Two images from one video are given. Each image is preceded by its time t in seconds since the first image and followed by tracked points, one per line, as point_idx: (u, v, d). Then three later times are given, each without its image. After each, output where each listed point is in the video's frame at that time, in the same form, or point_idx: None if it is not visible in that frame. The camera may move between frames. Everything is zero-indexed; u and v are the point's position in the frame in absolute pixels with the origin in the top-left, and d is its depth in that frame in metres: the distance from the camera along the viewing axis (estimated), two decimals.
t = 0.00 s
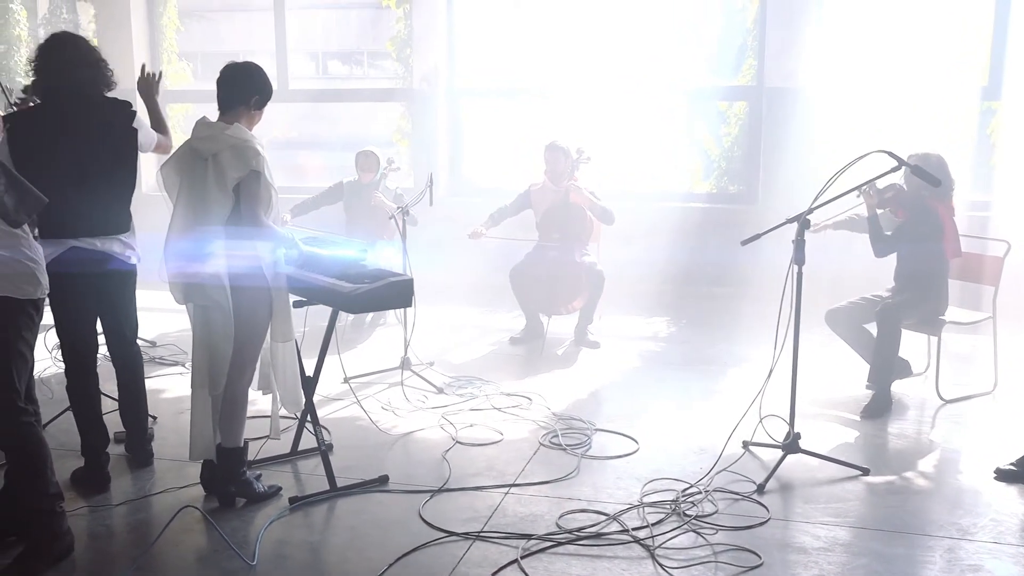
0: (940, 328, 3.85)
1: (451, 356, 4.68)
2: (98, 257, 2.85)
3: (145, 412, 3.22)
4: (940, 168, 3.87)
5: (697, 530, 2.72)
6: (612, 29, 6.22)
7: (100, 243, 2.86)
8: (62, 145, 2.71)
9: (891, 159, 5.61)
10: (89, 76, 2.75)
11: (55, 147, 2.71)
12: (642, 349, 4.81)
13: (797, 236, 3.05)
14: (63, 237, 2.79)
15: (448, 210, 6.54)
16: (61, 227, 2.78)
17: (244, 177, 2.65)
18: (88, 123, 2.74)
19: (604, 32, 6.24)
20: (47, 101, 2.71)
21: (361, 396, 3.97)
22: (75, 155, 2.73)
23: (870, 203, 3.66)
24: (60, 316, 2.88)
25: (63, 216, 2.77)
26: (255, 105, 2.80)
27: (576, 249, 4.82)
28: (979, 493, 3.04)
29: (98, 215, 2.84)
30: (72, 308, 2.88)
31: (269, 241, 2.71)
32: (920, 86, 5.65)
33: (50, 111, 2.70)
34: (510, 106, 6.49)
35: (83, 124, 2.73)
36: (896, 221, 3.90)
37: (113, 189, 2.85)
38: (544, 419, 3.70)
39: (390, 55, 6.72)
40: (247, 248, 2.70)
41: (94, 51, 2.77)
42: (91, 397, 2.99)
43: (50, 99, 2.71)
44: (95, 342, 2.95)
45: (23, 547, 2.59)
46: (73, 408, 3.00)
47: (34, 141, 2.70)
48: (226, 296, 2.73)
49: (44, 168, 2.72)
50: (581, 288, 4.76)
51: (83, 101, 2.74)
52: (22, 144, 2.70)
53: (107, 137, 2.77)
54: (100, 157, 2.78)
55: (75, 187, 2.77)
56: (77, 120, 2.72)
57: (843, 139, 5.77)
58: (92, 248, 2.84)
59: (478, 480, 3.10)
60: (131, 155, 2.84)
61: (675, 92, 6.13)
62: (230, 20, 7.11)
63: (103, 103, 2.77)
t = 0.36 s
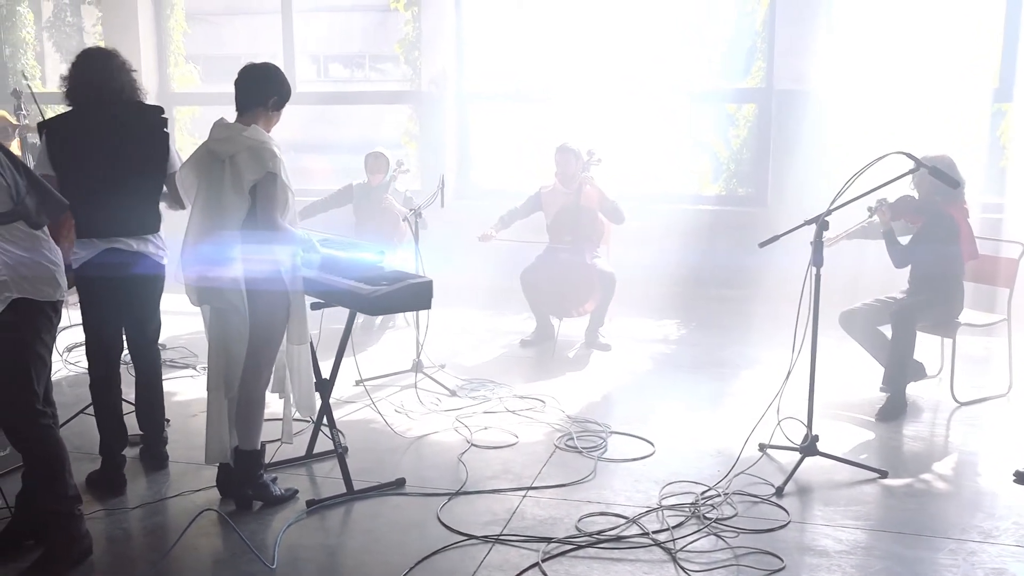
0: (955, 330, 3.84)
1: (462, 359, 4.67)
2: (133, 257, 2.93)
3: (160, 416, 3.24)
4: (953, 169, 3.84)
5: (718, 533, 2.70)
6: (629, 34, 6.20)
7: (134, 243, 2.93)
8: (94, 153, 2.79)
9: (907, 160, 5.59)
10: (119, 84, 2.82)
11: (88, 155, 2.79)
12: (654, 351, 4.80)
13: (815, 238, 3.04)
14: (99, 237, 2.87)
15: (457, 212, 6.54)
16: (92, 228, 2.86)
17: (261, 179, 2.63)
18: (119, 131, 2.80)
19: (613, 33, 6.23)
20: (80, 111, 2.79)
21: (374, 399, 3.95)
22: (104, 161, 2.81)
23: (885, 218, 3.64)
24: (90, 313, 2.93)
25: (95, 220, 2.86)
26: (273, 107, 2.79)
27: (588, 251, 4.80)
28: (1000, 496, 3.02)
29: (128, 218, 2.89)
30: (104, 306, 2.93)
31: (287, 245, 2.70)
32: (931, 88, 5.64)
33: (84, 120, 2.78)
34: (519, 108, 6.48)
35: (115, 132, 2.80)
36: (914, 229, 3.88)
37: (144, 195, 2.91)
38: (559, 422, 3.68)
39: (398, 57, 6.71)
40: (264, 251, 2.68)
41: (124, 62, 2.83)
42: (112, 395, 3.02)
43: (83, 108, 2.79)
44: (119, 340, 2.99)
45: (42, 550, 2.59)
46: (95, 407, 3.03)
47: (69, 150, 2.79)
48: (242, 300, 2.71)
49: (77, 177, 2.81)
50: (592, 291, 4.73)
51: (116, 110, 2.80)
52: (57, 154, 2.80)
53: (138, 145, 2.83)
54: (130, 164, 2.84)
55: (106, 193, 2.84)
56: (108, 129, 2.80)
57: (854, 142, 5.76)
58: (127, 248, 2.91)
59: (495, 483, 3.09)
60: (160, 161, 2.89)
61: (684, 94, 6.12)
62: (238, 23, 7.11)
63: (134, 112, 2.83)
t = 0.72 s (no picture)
0: (974, 335, 3.82)
1: (475, 364, 4.65)
2: (162, 256, 2.95)
3: (178, 424, 3.21)
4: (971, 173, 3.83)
5: (742, 542, 2.68)
6: (639, 39, 6.20)
7: (164, 243, 2.97)
8: (129, 157, 2.84)
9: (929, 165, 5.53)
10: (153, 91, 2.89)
11: (123, 160, 2.84)
12: (667, 357, 4.78)
13: (836, 243, 3.02)
14: (130, 236, 2.91)
15: (466, 218, 6.53)
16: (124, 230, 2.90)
17: (284, 184, 2.61)
18: (154, 136, 2.86)
19: (623, 38, 6.22)
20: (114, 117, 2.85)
21: (389, 405, 3.93)
22: (140, 166, 2.86)
23: (902, 218, 3.63)
24: (116, 314, 2.95)
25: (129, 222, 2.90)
26: (289, 110, 2.71)
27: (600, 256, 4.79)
28: None
29: (159, 222, 2.94)
30: (133, 307, 2.95)
31: (308, 250, 2.69)
32: (943, 91, 5.62)
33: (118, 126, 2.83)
34: (529, 114, 6.47)
35: (150, 138, 2.86)
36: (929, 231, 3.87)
37: (172, 197, 2.94)
38: (575, 428, 3.67)
39: (406, 62, 6.70)
40: (286, 258, 2.68)
41: (156, 70, 2.90)
42: (131, 401, 3.01)
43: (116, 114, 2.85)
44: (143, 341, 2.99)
45: (61, 558, 2.56)
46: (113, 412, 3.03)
47: (100, 152, 2.83)
48: (264, 307, 2.70)
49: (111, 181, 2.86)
50: (603, 297, 4.71)
51: (149, 116, 2.86)
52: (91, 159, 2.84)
53: (172, 150, 2.89)
54: (163, 168, 2.90)
55: (134, 195, 2.88)
56: (143, 134, 2.85)
57: (866, 147, 5.75)
58: (157, 248, 2.94)
59: (514, 490, 3.07)
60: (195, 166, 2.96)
61: (693, 100, 6.12)
62: (245, 28, 7.12)
63: (165, 113, 2.89)
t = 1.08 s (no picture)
0: (997, 342, 3.79)
1: (491, 370, 4.63)
2: (189, 261, 2.95)
3: (198, 431, 3.19)
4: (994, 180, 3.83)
5: (771, 552, 2.65)
6: (651, 43, 6.18)
7: (189, 248, 2.96)
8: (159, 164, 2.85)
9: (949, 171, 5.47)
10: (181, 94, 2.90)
11: (153, 162, 2.84)
12: (684, 363, 4.76)
13: (863, 249, 2.99)
14: (155, 238, 2.89)
15: (478, 223, 6.52)
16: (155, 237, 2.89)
17: (311, 189, 2.60)
18: (188, 141, 2.88)
19: (635, 42, 6.21)
20: (145, 122, 2.84)
21: (407, 412, 3.91)
22: (166, 169, 2.86)
23: (926, 223, 3.63)
24: (136, 319, 2.93)
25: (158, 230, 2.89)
26: (311, 113, 2.64)
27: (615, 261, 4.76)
28: None
29: (181, 226, 2.92)
30: (152, 312, 2.93)
31: (334, 256, 2.68)
32: (958, 96, 5.61)
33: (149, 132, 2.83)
34: (541, 118, 6.46)
35: (181, 145, 2.87)
36: (951, 238, 3.86)
37: (192, 201, 2.93)
38: (595, 436, 3.64)
39: (417, 66, 6.69)
40: (312, 263, 2.67)
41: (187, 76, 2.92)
42: (153, 407, 3.01)
43: (148, 120, 2.84)
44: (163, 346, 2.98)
45: (85, 567, 2.53)
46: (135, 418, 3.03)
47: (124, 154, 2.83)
48: (290, 314, 2.67)
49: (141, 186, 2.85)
50: (619, 303, 4.68)
51: (177, 119, 2.87)
52: (122, 162, 2.83)
53: (206, 155, 2.91)
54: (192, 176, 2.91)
55: (154, 198, 2.86)
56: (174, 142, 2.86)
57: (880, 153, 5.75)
58: (183, 252, 2.93)
59: (538, 499, 3.04)
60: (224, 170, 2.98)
61: (706, 105, 6.10)
62: (255, 32, 7.11)
63: (190, 118, 2.89)
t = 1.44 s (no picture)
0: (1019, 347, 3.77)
1: (507, 376, 4.62)
2: (206, 266, 2.92)
3: (219, 437, 3.18)
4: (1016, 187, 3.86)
5: (800, 560, 2.63)
6: (663, 48, 6.17)
7: (207, 253, 2.93)
8: (182, 161, 2.82)
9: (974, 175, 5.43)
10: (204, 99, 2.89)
11: (170, 165, 2.81)
12: (700, 368, 4.75)
13: (888, 255, 2.98)
14: (174, 243, 2.87)
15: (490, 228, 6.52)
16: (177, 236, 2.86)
17: (340, 196, 2.61)
18: (208, 143, 2.85)
19: (647, 47, 6.20)
20: (168, 120, 2.83)
21: (425, 418, 3.90)
22: (184, 172, 2.83)
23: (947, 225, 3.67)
24: (153, 322, 2.91)
25: (180, 229, 2.86)
26: (334, 117, 2.62)
27: (631, 266, 4.75)
28: None
29: (198, 231, 2.89)
30: (167, 315, 2.91)
31: (361, 262, 2.67)
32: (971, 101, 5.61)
33: (172, 129, 2.81)
34: (552, 123, 6.46)
35: (205, 145, 2.84)
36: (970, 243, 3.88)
37: (209, 206, 2.89)
38: (615, 442, 3.63)
39: (428, 71, 6.68)
40: (339, 269, 2.66)
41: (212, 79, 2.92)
42: (169, 409, 2.98)
43: (171, 118, 2.83)
44: (180, 349, 2.96)
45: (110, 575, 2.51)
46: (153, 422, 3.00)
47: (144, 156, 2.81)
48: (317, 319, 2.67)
49: (162, 184, 2.83)
50: (636, 309, 4.68)
51: (198, 122, 2.85)
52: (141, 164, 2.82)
53: (226, 157, 2.88)
54: (215, 175, 2.88)
55: (172, 202, 2.84)
56: (198, 141, 2.83)
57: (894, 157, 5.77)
58: (201, 256, 2.91)
59: (561, 506, 3.03)
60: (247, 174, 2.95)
61: (719, 109, 6.10)
62: (266, 36, 7.12)
63: (211, 122, 2.86)
